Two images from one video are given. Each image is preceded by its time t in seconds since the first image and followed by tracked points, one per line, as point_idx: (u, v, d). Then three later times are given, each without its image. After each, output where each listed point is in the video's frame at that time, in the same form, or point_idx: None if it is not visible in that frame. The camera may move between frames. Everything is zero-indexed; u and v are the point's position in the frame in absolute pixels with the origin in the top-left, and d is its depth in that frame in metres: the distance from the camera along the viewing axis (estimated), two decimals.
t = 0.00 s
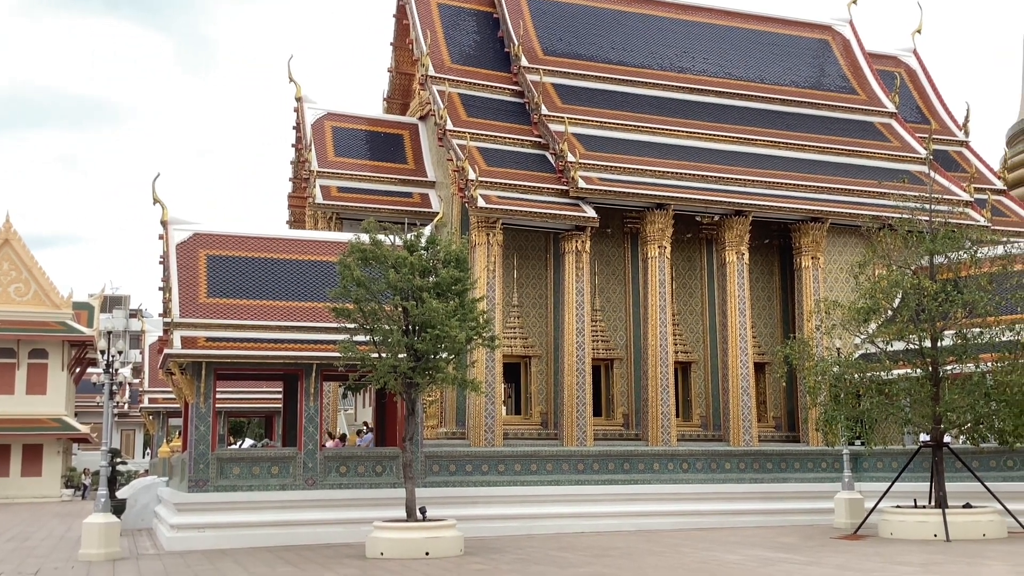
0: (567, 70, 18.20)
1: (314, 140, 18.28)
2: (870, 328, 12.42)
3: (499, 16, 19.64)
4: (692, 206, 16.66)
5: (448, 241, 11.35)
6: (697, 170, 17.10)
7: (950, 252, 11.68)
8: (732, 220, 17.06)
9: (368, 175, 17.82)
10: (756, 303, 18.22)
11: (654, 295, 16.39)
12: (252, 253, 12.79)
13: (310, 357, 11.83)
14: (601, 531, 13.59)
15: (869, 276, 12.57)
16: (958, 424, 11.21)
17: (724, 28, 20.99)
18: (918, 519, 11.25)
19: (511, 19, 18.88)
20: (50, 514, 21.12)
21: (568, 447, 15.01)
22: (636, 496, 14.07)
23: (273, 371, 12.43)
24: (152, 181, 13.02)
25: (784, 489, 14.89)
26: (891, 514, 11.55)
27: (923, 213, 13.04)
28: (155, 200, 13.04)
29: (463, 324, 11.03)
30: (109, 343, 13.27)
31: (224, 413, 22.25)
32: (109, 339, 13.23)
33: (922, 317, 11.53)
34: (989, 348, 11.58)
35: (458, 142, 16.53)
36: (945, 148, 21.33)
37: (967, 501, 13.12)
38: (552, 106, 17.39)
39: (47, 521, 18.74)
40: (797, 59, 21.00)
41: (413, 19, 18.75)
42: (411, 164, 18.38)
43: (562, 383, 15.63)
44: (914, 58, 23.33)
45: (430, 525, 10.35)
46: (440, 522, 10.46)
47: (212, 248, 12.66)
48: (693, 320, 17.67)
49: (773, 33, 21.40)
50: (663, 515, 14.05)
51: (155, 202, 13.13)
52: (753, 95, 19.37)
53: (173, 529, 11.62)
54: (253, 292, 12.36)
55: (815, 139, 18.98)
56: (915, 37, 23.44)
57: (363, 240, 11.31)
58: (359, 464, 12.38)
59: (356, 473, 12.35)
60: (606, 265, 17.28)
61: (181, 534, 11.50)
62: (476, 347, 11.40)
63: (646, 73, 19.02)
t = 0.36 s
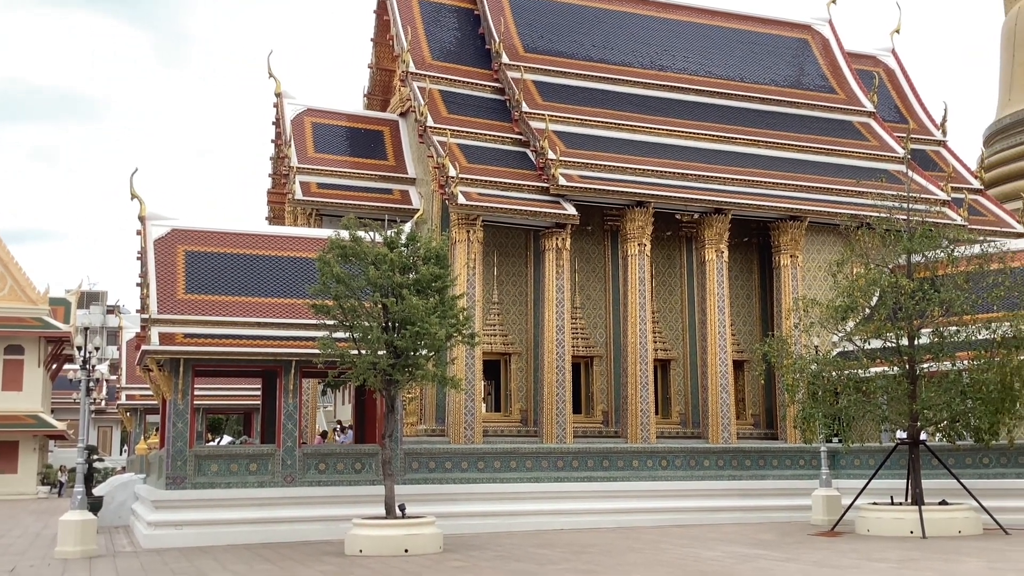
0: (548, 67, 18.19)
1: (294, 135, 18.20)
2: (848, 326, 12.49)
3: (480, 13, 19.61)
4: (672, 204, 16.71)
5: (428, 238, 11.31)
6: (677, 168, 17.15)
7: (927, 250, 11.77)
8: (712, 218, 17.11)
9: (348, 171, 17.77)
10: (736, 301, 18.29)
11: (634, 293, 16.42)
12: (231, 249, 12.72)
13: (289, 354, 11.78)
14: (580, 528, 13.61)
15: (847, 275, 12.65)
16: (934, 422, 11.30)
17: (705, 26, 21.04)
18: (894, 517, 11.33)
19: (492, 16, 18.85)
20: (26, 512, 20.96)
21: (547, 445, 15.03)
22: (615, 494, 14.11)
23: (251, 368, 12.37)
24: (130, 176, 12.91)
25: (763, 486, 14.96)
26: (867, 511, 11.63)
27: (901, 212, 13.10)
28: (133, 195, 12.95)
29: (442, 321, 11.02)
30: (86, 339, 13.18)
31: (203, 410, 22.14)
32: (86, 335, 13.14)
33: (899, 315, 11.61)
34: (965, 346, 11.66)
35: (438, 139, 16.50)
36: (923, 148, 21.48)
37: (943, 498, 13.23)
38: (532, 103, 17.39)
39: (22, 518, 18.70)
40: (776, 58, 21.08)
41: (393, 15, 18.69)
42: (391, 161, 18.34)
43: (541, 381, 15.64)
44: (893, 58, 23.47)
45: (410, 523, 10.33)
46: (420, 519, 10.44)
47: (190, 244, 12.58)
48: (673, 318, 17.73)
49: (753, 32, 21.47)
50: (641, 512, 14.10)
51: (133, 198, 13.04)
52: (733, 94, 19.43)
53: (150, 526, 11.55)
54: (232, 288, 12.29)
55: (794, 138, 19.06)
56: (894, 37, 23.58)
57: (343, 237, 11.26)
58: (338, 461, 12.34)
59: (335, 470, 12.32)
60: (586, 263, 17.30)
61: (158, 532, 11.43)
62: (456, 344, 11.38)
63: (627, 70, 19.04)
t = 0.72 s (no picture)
0: (519, 64, 18.18)
1: (264, 130, 18.07)
2: (815, 323, 12.59)
3: (452, 9, 19.56)
4: (642, 201, 16.77)
5: (399, 234, 11.27)
6: (647, 166, 17.21)
7: (894, 249, 11.91)
8: (682, 216, 17.19)
9: (318, 166, 17.67)
10: (705, 298, 18.39)
11: (604, 290, 16.47)
12: (199, 243, 12.61)
13: (258, 349, 11.71)
14: (549, 524, 13.64)
15: (815, 273, 12.75)
16: (900, 418, 11.43)
17: (676, 25, 21.12)
18: (860, 513, 11.46)
19: (464, 11, 18.81)
20: None
21: (517, 441, 15.05)
22: (584, 490, 14.15)
23: (220, 364, 12.28)
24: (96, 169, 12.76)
25: (731, 483, 15.06)
26: (833, 507, 11.74)
27: (868, 210, 13.23)
28: (100, 189, 12.80)
29: (412, 317, 10.97)
30: (51, 334, 13.01)
31: (170, 406, 21.96)
32: (51, 330, 12.97)
33: (866, 313, 11.72)
34: (931, 344, 11.79)
35: (410, 135, 16.46)
36: (890, 148, 21.70)
37: (908, 494, 13.39)
38: (504, 100, 17.38)
39: None
40: (746, 57, 21.20)
41: (365, 9, 18.60)
42: (361, 156, 18.27)
43: (512, 377, 15.65)
44: (861, 58, 23.68)
45: (380, 519, 10.30)
46: (389, 516, 10.42)
47: (158, 239, 12.46)
48: (643, 315, 17.79)
49: (724, 31, 21.57)
50: (610, 509, 14.15)
51: (100, 191, 12.89)
52: (703, 92, 19.52)
53: (116, 523, 11.44)
54: (200, 284, 12.19)
55: (763, 137, 19.19)
56: (863, 37, 23.78)
57: (312, 232, 11.21)
58: (306, 457, 12.27)
59: (303, 467, 12.24)
60: (557, 259, 17.33)
61: (124, 529, 11.33)
62: (427, 340, 11.34)
63: (599, 68, 19.08)
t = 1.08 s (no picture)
0: (482, 59, 18.16)
1: (222, 122, 17.89)
2: (772, 321, 12.72)
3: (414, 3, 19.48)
4: (603, 198, 16.83)
5: (359, 229, 11.21)
6: (608, 163, 17.28)
7: (850, 248, 12.08)
8: (642, 213, 17.28)
9: (278, 160, 17.53)
10: (665, 295, 18.51)
11: (565, 286, 16.51)
12: (156, 237, 12.46)
13: (215, 344, 11.60)
14: (508, 520, 13.66)
15: (772, 270, 12.87)
16: (854, 414, 11.60)
17: (637, 23, 21.20)
18: (815, 508, 11.61)
19: (425, 6, 18.74)
20: None
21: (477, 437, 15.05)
22: (544, 486, 14.19)
23: (176, 359, 12.15)
24: (50, 160, 12.57)
25: (689, 478, 15.18)
26: (789, 502, 11.89)
27: (824, 209, 13.38)
28: (53, 180, 12.60)
29: (372, 313, 10.91)
30: (2, 327, 12.79)
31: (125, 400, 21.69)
32: (3, 323, 12.75)
33: (822, 310, 11.87)
34: (884, 341, 11.97)
35: (371, 129, 16.38)
36: (847, 148, 21.98)
37: (861, 489, 13.58)
38: (466, 96, 17.35)
39: None
40: (707, 56, 21.36)
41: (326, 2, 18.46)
42: (322, 150, 18.16)
43: (472, 373, 15.65)
44: (819, 58, 23.94)
45: (338, 515, 10.26)
46: (348, 512, 10.38)
47: (114, 232, 12.30)
48: (603, 311, 17.86)
49: (685, 30, 21.70)
50: (569, 504, 14.20)
51: (53, 183, 12.69)
52: (664, 91, 19.63)
53: (70, 520, 11.29)
54: (156, 277, 12.05)
55: (723, 135, 19.35)
56: (821, 38, 24.05)
57: (272, 226, 11.10)
58: (264, 453, 12.19)
59: (261, 463, 12.16)
60: (518, 255, 17.34)
61: (78, 526, 11.18)
62: (387, 336, 11.29)
63: (561, 65, 19.12)
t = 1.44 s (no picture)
0: (436, 54, 18.11)
1: (171, 113, 17.64)
2: (722, 317, 12.84)
3: None
4: (557, 194, 16.87)
5: (311, 223, 11.12)
6: (562, 160, 17.34)
7: (798, 246, 12.25)
8: (596, 209, 17.36)
9: (228, 152, 17.34)
10: (617, 291, 18.62)
11: (518, 281, 16.53)
12: (103, 228, 12.27)
13: (162, 338, 11.44)
14: (459, 515, 13.65)
15: (722, 268, 13.00)
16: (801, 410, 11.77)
17: (592, 20, 21.27)
18: (762, 502, 11.76)
19: None
20: None
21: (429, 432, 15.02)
22: (495, 481, 14.21)
23: (122, 353, 11.97)
24: None
25: (639, 473, 15.30)
26: (737, 496, 12.02)
27: (774, 207, 13.53)
28: None
29: (324, 307, 10.83)
30: None
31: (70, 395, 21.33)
32: None
33: (770, 307, 12.03)
34: (830, 338, 12.13)
35: (324, 122, 16.26)
36: (796, 147, 22.26)
37: (807, 484, 13.78)
38: (420, 90, 17.30)
39: None
40: (660, 54, 21.50)
41: None
42: (273, 143, 17.99)
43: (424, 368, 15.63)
44: (770, 58, 24.21)
45: (287, 511, 10.18)
46: (297, 508, 10.31)
47: (59, 223, 12.08)
48: (555, 307, 17.92)
49: (638, 28, 21.81)
50: (520, 499, 14.23)
51: None
52: (618, 88, 19.73)
53: (11, 516, 11.07)
54: (102, 270, 11.85)
55: (676, 134, 19.50)
56: (772, 38, 24.32)
57: (222, 219, 10.97)
58: (212, 449, 12.08)
59: (209, 458, 12.04)
60: (471, 251, 17.32)
61: (20, 522, 10.97)
62: (339, 331, 11.21)
63: (516, 61, 19.13)
